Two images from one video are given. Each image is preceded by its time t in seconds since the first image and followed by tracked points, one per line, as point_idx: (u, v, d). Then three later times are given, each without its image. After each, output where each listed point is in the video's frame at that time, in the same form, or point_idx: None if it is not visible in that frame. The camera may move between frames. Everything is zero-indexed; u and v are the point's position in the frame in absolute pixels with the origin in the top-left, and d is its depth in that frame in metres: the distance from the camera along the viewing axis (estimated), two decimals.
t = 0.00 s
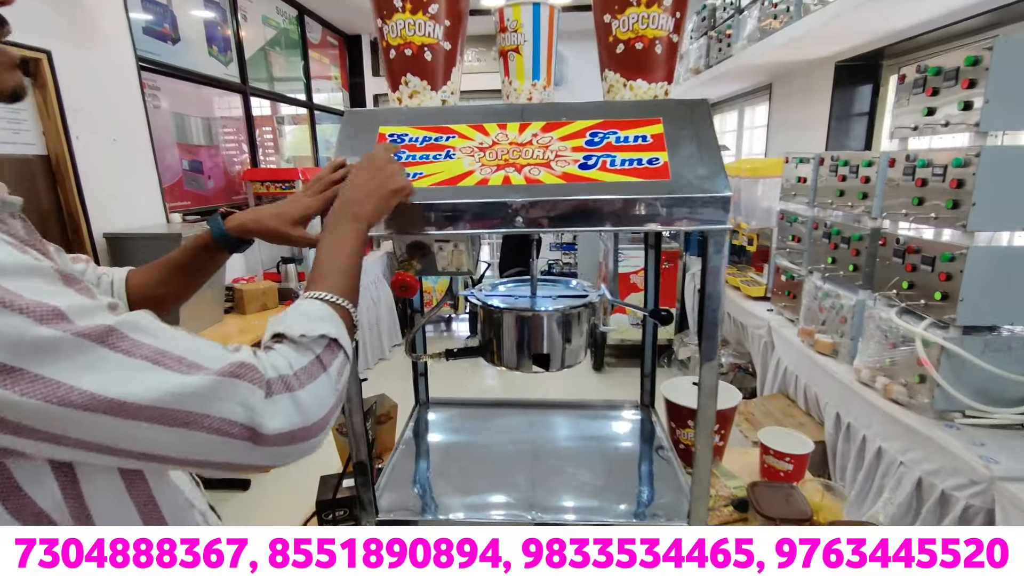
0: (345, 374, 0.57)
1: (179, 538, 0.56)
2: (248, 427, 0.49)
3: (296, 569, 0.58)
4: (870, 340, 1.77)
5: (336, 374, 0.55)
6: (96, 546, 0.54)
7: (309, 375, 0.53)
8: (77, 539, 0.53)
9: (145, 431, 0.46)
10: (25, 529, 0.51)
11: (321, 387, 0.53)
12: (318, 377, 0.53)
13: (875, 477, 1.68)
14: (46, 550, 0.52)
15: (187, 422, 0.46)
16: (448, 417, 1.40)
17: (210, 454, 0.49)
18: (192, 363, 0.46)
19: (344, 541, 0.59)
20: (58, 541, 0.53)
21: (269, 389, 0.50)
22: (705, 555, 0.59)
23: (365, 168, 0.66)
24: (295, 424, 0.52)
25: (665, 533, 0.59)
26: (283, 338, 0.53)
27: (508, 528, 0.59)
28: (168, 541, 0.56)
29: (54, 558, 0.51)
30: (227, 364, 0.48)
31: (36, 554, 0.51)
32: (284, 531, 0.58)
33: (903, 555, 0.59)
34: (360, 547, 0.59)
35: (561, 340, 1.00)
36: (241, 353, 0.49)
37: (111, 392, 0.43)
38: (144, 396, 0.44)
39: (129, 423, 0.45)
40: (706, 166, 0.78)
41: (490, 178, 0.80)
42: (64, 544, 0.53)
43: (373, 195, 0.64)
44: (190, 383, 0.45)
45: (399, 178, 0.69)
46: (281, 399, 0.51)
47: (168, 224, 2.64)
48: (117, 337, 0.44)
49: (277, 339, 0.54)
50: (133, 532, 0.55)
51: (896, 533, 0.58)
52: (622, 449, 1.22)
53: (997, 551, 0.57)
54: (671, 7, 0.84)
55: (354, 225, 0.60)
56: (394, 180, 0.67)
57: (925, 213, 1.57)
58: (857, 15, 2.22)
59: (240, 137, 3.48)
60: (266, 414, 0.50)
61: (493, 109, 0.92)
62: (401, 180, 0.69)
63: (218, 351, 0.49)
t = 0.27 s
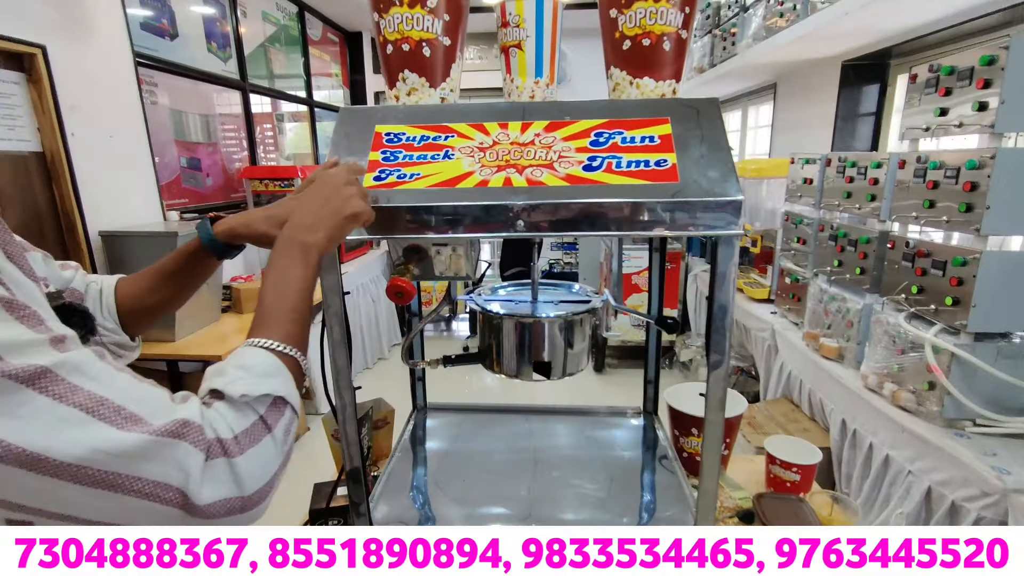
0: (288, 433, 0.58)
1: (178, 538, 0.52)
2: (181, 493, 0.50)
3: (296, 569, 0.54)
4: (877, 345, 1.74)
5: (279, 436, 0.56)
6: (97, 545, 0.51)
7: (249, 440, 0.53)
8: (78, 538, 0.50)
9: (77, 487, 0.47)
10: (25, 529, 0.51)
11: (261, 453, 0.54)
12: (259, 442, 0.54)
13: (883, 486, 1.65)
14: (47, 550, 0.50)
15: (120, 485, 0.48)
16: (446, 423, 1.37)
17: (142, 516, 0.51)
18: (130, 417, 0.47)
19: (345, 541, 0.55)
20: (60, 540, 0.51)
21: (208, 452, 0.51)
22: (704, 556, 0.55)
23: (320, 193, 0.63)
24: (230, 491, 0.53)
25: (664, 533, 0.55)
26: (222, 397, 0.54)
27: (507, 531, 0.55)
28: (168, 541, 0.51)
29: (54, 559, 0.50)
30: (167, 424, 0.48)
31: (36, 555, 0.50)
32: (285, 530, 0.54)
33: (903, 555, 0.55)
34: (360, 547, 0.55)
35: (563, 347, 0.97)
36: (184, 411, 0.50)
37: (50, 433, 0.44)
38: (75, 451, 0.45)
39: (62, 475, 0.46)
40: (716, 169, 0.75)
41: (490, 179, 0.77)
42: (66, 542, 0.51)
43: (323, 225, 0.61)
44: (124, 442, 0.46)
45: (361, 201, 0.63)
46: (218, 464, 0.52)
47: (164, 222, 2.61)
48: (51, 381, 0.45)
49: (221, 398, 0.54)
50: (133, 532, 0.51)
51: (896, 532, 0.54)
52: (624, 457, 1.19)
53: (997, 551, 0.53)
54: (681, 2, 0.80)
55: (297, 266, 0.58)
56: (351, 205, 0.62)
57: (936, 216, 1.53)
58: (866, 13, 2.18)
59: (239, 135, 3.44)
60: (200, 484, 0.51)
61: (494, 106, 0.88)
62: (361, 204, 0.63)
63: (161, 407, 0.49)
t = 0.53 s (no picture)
0: (324, 437, 0.50)
1: (178, 538, 0.47)
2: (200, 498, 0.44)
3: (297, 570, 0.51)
4: (884, 350, 1.71)
5: (314, 439, 0.49)
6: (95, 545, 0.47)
7: (279, 442, 0.46)
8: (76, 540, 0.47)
9: (88, 497, 0.41)
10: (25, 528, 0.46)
11: (292, 457, 0.47)
12: (290, 444, 0.47)
13: (891, 493, 1.62)
14: (46, 549, 0.46)
15: (136, 492, 0.42)
16: (448, 427, 1.34)
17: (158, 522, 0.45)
18: (142, 424, 0.40)
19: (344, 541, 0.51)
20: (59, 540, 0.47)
21: (230, 455, 0.44)
22: (704, 555, 0.52)
23: (384, 189, 0.60)
24: (253, 497, 0.46)
25: (664, 532, 0.51)
26: (259, 392, 0.47)
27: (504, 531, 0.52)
28: (168, 541, 0.47)
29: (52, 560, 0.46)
30: (179, 429, 0.42)
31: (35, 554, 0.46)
32: (285, 529, 0.50)
33: (903, 555, 0.51)
34: (360, 547, 0.51)
35: (565, 353, 0.94)
36: (199, 415, 0.43)
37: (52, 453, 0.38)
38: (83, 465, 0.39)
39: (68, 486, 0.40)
40: (722, 171, 0.73)
41: (489, 181, 0.75)
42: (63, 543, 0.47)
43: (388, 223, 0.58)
44: (134, 452, 0.40)
45: (421, 210, 0.64)
46: (242, 469, 0.45)
47: (166, 221, 2.59)
48: (58, 390, 0.38)
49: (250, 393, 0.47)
50: (132, 532, 0.46)
51: (896, 531, 0.50)
52: (627, 464, 1.17)
53: (996, 551, 0.50)
54: None
55: (360, 256, 0.53)
56: (415, 213, 0.63)
57: (947, 219, 1.50)
58: (874, 12, 2.15)
59: (242, 134, 3.43)
60: (222, 486, 0.44)
61: (495, 106, 0.86)
62: (420, 213, 0.64)
63: (175, 409, 0.42)
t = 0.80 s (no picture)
0: (436, 350, 0.44)
1: (178, 538, 0.47)
2: (305, 391, 0.39)
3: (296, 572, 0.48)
4: (891, 353, 1.69)
5: (424, 343, 0.43)
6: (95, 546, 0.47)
7: (391, 333, 0.41)
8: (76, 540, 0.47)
9: (191, 406, 0.37)
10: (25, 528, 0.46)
11: (401, 354, 0.42)
12: (403, 337, 0.42)
13: (899, 498, 1.59)
14: (46, 549, 0.46)
15: (234, 388, 0.38)
16: (450, 430, 1.33)
17: (262, 426, 0.40)
18: (222, 332, 0.37)
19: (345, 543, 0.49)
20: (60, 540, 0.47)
21: (331, 343, 0.40)
22: (704, 555, 0.49)
23: (594, 157, 0.56)
24: (359, 386, 0.40)
25: (664, 532, 0.48)
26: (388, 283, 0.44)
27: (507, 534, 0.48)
28: (167, 540, 0.47)
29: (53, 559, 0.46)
30: (265, 321, 0.37)
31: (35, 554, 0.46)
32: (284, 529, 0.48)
33: (902, 555, 0.48)
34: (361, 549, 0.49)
35: (567, 358, 0.93)
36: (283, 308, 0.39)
37: (129, 394, 0.36)
38: (172, 372, 0.36)
39: (167, 399, 0.37)
40: (727, 173, 0.71)
41: (490, 184, 0.73)
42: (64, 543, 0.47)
43: (581, 186, 0.54)
44: (223, 349, 0.36)
45: (622, 185, 0.57)
46: (351, 356, 0.40)
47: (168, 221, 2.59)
48: (133, 322, 0.36)
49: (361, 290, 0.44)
50: (132, 532, 0.47)
51: (897, 531, 0.48)
52: (630, 469, 1.15)
53: (996, 550, 0.47)
54: None
55: (540, 209, 0.50)
56: (613, 185, 0.56)
57: (955, 221, 1.48)
58: (881, 11, 2.12)
59: (245, 134, 3.42)
60: (324, 373, 0.39)
61: (497, 107, 0.84)
62: (621, 189, 0.57)
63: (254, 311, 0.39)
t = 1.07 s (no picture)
0: (437, 436, 0.46)
1: (178, 538, 0.46)
2: (309, 488, 0.41)
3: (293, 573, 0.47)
4: (892, 355, 1.68)
5: (427, 434, 0.45)
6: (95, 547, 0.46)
7: (395, 430, 0.43)
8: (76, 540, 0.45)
9: (202, 496, 0.38)
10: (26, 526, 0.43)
11: (405, 449, 0.44)
12: (405, 434, 0.44)
13: (900, 500, 1.59)
14: (46, 549, 0.44)
15: (244, 487, 0.39)
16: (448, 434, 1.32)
17: (263, 518, 0.42)
18: (247, 417, 0.38)
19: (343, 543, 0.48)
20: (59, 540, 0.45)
21: (343, 441, 0.42)
22: (704, 555, 0.49)
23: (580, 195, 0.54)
24: (367, 488, 0.42)
25: (664, 532, 0.48)
26: (391, 371, 0.45)
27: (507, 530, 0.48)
28: (167, 541, 0.46)
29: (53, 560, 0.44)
30: (286, 416, 0.39)
31: (36, 555, 0.44)
32: (285, 528, 0.47)
33: (903, 554, 0.49)
34: (360, 547, 0.48)
35: (566, 362, 0.92)
36: (304, 400, 0.40)
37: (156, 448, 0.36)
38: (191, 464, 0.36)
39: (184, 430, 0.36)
40: (727, 177, 0.70)
41: (487, 189, 0.72)
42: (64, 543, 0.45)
43: (570, 236, 0.52)
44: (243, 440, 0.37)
45: (614, 226, 0.55)
46: (357, 455, 0.42)
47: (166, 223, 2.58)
48: (162, 394, 0.36)
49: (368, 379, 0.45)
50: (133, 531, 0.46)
51: (896, 531, 0.48)
52: (630, 475, 1.14)
53: (996, 550, 0.48)
54: None
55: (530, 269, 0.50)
56: (603, 227, 0.54)
57: (956, 223, 1.47)
58: (881, 12, 2.12)
59: (244, 135, 3.41)
60: (335, 476, 0.41)
61: (494, 109, 0.83)
62: (613, 229, 0.55)
63: (281, 396, 0.40)
